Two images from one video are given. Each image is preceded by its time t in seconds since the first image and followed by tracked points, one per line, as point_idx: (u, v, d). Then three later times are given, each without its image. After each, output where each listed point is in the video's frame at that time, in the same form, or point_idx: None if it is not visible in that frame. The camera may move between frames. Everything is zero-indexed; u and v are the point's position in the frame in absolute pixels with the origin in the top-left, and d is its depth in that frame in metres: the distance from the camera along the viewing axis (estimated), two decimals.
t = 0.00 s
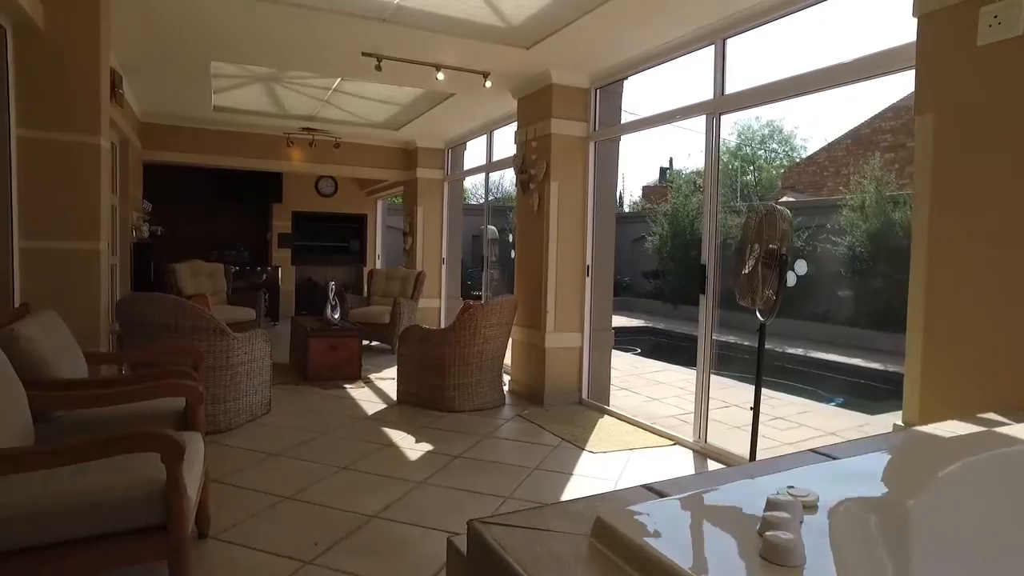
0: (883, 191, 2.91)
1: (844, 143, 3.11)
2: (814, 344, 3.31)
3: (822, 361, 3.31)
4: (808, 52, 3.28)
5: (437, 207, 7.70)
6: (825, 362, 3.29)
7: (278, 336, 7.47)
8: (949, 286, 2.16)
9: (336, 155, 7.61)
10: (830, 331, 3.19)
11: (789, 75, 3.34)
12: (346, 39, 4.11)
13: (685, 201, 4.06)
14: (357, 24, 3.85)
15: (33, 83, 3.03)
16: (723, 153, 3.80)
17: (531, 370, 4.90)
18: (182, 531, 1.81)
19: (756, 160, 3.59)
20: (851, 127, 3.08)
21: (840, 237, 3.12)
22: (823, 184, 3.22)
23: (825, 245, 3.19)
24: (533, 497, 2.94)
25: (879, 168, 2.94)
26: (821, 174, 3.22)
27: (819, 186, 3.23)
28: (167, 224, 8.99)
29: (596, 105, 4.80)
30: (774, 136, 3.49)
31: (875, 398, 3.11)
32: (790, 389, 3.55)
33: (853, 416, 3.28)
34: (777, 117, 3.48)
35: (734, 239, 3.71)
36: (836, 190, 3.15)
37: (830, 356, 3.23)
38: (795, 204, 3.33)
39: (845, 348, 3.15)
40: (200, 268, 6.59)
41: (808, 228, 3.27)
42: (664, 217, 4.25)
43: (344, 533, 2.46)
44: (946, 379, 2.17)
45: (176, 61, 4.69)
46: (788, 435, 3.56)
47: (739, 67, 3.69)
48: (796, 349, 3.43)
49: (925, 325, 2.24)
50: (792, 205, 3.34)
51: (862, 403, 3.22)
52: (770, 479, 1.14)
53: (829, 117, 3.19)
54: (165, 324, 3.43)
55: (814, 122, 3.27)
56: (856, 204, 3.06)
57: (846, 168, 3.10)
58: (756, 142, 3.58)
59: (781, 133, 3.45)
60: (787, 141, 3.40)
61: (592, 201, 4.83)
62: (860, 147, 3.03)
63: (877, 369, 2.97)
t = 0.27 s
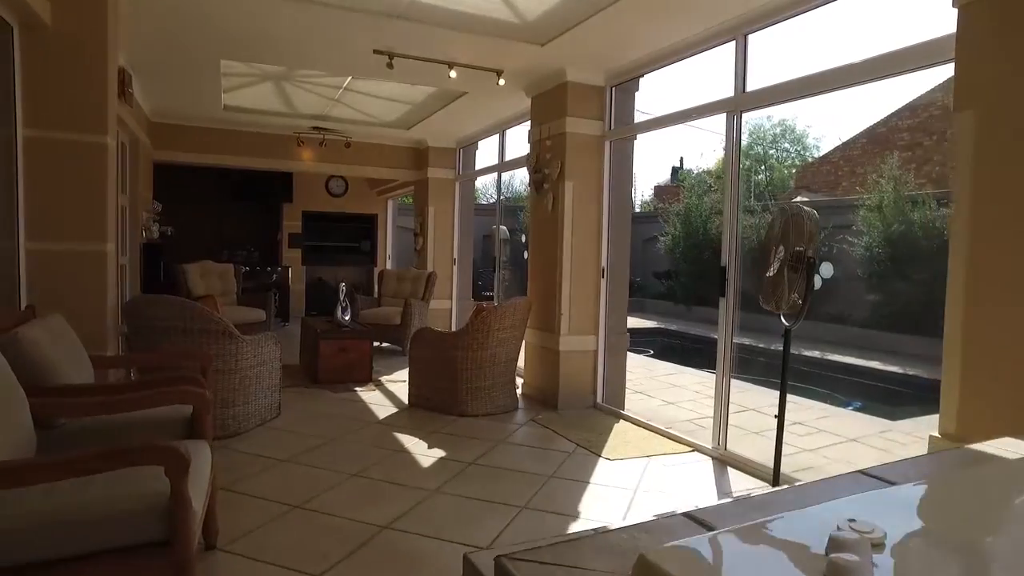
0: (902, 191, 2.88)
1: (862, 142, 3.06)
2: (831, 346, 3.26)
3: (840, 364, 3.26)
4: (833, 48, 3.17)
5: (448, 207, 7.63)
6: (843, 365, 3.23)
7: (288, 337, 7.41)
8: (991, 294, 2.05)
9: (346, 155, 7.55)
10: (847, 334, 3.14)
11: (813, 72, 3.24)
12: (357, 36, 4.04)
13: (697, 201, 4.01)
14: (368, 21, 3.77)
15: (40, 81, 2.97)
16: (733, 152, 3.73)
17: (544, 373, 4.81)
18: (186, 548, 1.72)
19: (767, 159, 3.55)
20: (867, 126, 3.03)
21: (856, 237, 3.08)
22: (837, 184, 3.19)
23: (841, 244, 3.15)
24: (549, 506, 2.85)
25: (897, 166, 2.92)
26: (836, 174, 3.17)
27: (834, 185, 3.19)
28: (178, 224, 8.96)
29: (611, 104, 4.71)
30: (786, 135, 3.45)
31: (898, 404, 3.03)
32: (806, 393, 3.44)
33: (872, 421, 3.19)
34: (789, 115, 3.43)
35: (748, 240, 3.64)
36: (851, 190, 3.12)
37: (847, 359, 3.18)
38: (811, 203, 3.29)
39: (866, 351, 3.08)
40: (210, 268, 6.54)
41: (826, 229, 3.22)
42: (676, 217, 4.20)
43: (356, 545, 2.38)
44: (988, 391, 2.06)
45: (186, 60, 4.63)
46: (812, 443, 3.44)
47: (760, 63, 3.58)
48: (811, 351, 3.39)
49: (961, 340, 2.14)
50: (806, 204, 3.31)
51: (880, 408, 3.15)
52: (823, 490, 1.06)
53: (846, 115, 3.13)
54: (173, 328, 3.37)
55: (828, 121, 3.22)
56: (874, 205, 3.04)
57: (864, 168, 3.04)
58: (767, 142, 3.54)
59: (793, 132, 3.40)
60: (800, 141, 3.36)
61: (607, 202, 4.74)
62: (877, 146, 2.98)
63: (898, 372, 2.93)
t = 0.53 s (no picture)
0: (916, 191, 2.83)
1: (872, 141, 3.02)
2: (841, 349, 3.22)
3: (849, 367, 3.21)
4: (853, 46, 3.08)
5: (456, 208, 7.56)
6: (854, 368, 3.17)
7: (295, 339, 7.36)
8: None
9: (353, 156, 7.48)
10: (854, 336, 3.11)
11: (832, 70, 3.13)
12: (365, 35, 3.98)
13: (707, 201, 3.98)
14: (376, 20, 3.71)
15: (43, 82, 2.92)
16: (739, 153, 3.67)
17: (554, 378, 4.73)
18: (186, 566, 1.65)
19: (774, 160, 3.51)
20: (875, 127, 3.01)
21: (868, 238, 3.02)
22: (849, 184, 3.14)
23: (851, 245, 3.08)
24: (561, 517, 2.78)
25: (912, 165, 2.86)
26: (847, 173, 3.12)
27: (845, 186, 3.14)
28: (184, 225, 8.92)
29: (623, 104, 4.63)
30: (794, 135, 3.40)
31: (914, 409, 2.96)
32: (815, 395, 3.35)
33: (889, 427, 3.10)
34: (798, 115, 3.38)
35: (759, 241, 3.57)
36: (862, 191, 3.06)
37: (855, 361, 3.15)
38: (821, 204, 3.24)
39: (876, 354, 3.04)
40: (216, 270, 6.49)
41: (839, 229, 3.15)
42: (685, 218, 4.17)
43: (363, 558, 2.32)
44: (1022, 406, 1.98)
45: (192, 60, 4.58)
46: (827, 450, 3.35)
47: (776, 62, 3.49)
48: (824, 353, 3.34)
49: (994, 347, 2.06)
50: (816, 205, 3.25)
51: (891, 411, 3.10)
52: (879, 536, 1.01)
53: (855, 114, 3.10)
54: (177, 333, 3.31)
55: (835, 120, 3.19)
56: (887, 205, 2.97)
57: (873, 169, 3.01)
58: (775, 142, 3.49)
59: (802, 132, 3.36)
60: (809, 141, 3.32)
61: (619, 203, 4.66)
62: (888, 146, 2.94)
63: (909, 375, 2.88)
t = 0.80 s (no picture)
0: (933, 191, 2.75)
1: (886, 141, 2.93)
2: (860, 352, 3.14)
3: (864, 370, 3.15)
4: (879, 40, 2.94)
5: (465, 209, 7.46)
6: (873, 372, 3.09)
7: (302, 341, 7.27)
8: None
9: (361, 155, 7.37)
10: (866, 338, 3.05)
11: (859, 64, 2.99)
12: (375, 30, 3.87)
13: (717, 202, 3.93)
14: (385, 14, 3.60)
15: (42, 78, 2.83)
16: (750, 152, 3.62)
17: (567, 382, 4.62)
18: None
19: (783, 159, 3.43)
20: (886, 127, 2.93)
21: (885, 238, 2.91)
22: (861, 184, 3.05)
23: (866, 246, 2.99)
24: (578, 530, 2.67)
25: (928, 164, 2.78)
26: (860, 172, 3.04)
27: (857, 185, 3.06)
28: (191, 225, 8.85)
29: (637, 102, 4.51)
30: (804, 135, 3.33)
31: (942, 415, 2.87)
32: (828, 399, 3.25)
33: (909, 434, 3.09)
34: (808, 114, 3.30)
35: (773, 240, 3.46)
36: (876, 190, 2.98)
37: (869, 363, 3.10)
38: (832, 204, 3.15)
39: (893, 357, 2.96)
40: (222, 271, 6.40)
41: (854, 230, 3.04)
42: (696, 218, 4.13)
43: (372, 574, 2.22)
44: None
45: (198, 57, 4.49)
46: (852, 459, 3.23)
47: (798, 57, 3.33)
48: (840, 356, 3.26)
49: None
50: (828, 206, 3.16)
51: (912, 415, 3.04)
52: None
53: (867, 114, 3.01)
54: (180, 337, 3.22)
55: (844, 117, 3.12)
56: (903, 206, 2.87)
57: (886, 167, 2.93)
58: (783, 142, 3.41)
59: (812, 131, 3.28)
60: (818, 141, 3.24)
61: (633, 203, 4.54)
62: (902, 145, 2.86)
63: (929, 380, 2.81)
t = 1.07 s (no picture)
0: (951, 191, 2.66)
1: (901, 139, 2.84)
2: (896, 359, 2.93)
3: (886, 375, 2.99)
4: (911, 30, 2.78)
5: (474, 209, 7.32)
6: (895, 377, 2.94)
7: (307, 343, 7.16)
8: None
9: (367, 154, 7.24)
10: (897, 343, 2.87)
11: (889, 57, 2.83)
12: (381, 24, 3.74)
13: (727, 202, 3.86)
14: (392, 6, 3.47)
15: (34, 73, 2.71)
16: (760, 152, 3.58)
17: (579, 388, 4.48)
18: None
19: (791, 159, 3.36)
20: (898, 125, 2.85)
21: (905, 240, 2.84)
22: (875, 184, 2.98)
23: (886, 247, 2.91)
24: (595, 549, 2.53)
25: (946, 162, 2.68)
26: (873, 171, 2.97)
27: (871, 184, 2.99)
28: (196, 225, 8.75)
29: (653, 98, 4.36)
30: (813, 134, 3.24)
31: (965, 422, 2.72)
32: (842, 403, 3.17)
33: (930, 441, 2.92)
34: (816, 113, 3.22)
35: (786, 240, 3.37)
36: (889, 190, 2.91)
37: (891, 367, 2.95)
38: (844, 205, 3.08)
39: (911, 360, 2.86)
40: (227, 272, 6.29)
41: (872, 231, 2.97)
42: (707, 218, 4.05)
43: None
44: None
45: (199, 53, 4.36)
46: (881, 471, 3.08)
47: (825, 49, 3.17)
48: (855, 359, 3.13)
49: None
50: (841, 206, 3.10)
51: (931, 421, 2.89)
52: None
53: (877, 114, 2.94)
54: (180, 341, 3.10)
55: (853, 114, 3.05)
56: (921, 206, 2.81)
57: (901, 166, 2.85)
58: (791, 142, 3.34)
59: (821, 131, 3.20)
60: (828, 140, 3.16)
61: (648, 203, 4.40)
62: (921, 144, 2.77)
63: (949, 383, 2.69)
